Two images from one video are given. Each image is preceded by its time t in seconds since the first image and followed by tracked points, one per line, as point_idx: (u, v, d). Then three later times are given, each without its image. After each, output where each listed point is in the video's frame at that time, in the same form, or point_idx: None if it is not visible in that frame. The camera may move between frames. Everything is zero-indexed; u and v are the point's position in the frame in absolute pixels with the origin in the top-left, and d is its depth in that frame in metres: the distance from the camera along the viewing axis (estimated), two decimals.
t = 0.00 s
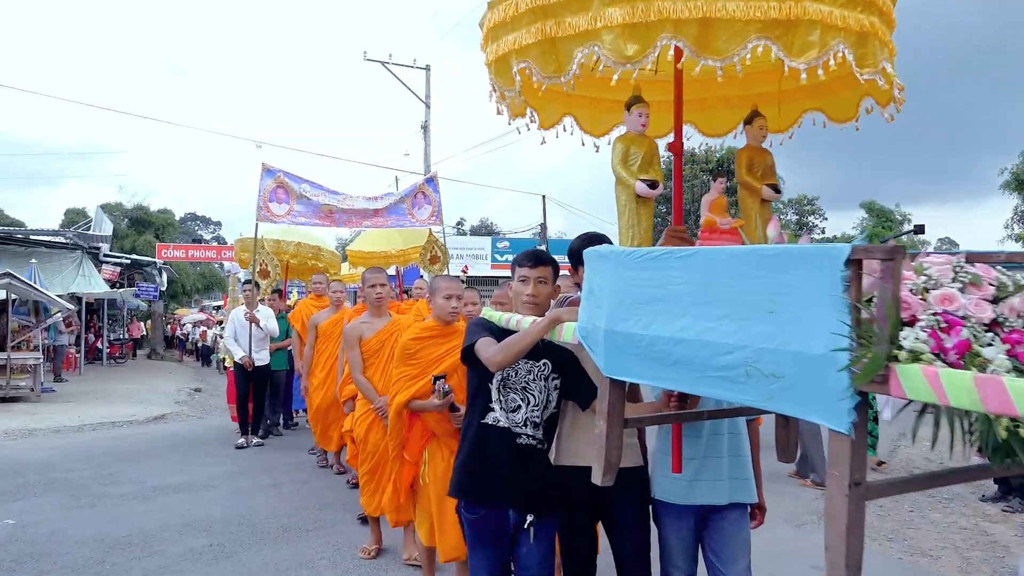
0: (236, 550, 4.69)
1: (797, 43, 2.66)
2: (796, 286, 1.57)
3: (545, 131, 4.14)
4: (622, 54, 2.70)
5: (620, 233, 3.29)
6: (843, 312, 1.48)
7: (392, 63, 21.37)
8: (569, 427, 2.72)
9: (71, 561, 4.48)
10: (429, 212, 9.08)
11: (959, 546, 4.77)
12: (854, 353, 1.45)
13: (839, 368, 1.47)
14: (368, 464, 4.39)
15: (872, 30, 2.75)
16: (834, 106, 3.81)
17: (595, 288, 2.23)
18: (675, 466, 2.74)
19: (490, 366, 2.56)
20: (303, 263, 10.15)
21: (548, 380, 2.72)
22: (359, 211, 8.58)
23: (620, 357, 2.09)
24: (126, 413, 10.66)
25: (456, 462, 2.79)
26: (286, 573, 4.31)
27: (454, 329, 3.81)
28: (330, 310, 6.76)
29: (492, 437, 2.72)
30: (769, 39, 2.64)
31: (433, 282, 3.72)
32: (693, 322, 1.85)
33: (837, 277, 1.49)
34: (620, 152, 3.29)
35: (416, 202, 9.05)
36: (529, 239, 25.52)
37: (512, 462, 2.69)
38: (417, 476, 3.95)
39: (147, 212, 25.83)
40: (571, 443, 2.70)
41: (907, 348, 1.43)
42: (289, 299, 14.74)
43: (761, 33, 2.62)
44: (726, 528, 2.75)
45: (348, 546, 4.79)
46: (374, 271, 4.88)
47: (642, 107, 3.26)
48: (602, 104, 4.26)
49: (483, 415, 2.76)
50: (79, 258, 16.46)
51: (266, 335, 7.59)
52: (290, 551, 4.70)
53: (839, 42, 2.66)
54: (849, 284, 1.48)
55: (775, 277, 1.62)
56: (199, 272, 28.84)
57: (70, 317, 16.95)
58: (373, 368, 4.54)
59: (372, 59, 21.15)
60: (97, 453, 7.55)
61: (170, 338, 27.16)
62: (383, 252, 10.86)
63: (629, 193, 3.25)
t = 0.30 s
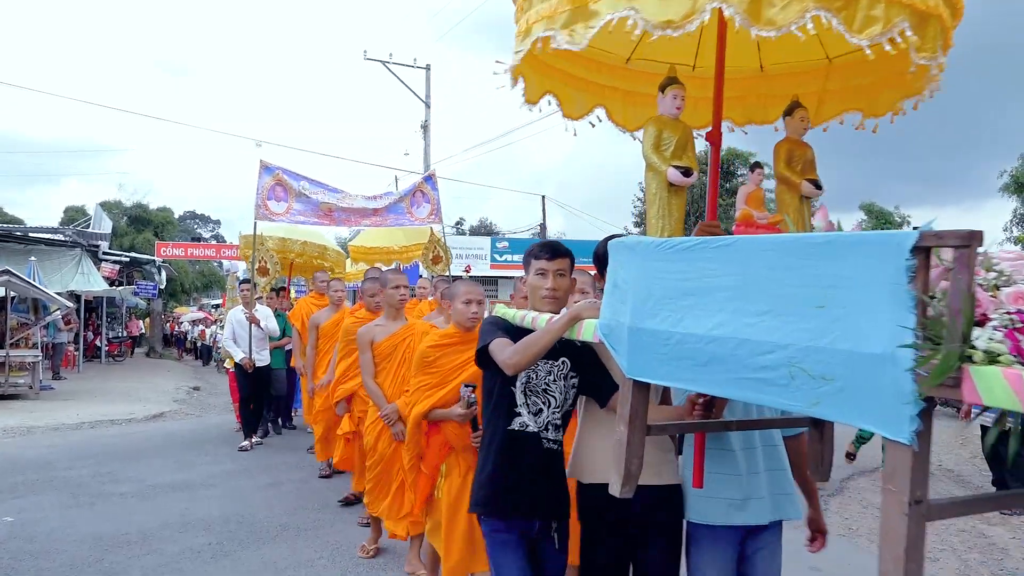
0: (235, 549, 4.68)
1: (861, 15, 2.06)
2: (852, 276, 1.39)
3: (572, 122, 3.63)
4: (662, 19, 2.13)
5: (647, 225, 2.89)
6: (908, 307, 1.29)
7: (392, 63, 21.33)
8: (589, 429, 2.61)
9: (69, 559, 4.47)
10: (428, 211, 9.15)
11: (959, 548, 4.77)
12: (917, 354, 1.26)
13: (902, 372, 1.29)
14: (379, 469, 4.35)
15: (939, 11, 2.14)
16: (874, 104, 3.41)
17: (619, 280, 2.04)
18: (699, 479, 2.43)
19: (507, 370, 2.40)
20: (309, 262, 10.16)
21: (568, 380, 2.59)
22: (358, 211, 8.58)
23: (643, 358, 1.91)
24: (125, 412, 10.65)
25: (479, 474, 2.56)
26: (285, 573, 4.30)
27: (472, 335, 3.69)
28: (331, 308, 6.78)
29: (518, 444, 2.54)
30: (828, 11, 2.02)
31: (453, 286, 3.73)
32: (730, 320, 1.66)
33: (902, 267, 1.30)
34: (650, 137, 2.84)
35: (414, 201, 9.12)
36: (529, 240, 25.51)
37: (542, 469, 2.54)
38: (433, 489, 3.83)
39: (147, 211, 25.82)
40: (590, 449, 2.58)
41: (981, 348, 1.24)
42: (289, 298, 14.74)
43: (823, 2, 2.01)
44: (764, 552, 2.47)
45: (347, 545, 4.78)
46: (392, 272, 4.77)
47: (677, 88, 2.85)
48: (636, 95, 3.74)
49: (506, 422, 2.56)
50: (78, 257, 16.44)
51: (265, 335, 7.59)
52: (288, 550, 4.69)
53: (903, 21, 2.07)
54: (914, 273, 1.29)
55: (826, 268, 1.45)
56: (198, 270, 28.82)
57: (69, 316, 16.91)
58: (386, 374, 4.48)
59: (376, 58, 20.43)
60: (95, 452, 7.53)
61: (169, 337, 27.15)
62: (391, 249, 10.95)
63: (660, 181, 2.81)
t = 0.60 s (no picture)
0: (235, 548, 4.68)
1: None
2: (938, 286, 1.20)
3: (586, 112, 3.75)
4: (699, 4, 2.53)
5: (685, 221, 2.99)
6: (1008, 321, 1.10)
7: (392, 63, 21.27)
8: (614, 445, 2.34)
9: (69, 558, 4.47)
10: (433, 210, 9.23)
11: (957, 549, 4.79)
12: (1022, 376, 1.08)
13: (1001, 394, 1.10)
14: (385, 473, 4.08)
15: None
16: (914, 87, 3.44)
17: (646, 286, 1.78)
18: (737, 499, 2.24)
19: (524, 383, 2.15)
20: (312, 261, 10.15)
21: (586, 394, 2.35)
22: (362, 209, 8.57)
23: (676, 372, 1.66)
24: (124, 410, 10.65)
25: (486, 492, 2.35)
26: (284, 573, 4.29)
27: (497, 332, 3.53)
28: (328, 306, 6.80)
29: (530, 461, 2.32)
30: None
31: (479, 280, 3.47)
32: (784, 331, 1.45)
33: (997, 274, 1.12)
34: (682, 128, 2.93)
35: (419, 200, 9.14)
36: (529, 240, 25.54)
37: (556, 488, 2.33)
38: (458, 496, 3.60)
39: (146, 209, 25.83)
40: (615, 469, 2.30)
41: None
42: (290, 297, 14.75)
43: None
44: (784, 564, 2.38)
45: (347, 546, 4.78)
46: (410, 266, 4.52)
47: (707, 76, 2.93)
48: (648, 83, 3.84)
49: (518, 436, 2.34)
50: (77, 255, 16.42)
51: (266, 330, 7.58)
52: (287, 550, 4.69)
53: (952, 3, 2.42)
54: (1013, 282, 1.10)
55: (904, 275, 1.26)
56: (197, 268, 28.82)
57: (68, 314, 16.92)
58: (401, 372, 4.31)
59: (375, 57, 20.64)
60: (95, 450, 7.53)
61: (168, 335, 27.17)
62: (397, 246, 10.97)
63: (694, 176, 2.92)
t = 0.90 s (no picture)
0: (233, 548, 4.68)
1: None
2: None
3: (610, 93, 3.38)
4: None
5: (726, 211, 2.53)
6: None
7: (391, 63, 21.24)
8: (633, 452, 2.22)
9: (67, 557, 4.46)
10: (442, 207, 9.21)
11: (956, 551, 4.79)
12: None
13: None
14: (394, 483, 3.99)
15: None
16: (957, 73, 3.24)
17: (689, 280, 1.54)
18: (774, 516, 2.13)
19: (546, 387, 1.99)
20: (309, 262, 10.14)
21: (601, 401, 2.20)
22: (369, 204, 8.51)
23: (725, 377, 1.43)
24: (122, 409, 10.64)
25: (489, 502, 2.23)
26: (283, 573, 4.29)
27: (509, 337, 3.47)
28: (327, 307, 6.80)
29: (536, 471, 2.19)
30: None
31: (490, 283, 3.43)
32: (854, 330, 1.21)
33: None
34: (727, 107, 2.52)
35: (428, 196, 9.11)
36: (528, 240, 25.55)
37: (561, 503, 2.19)
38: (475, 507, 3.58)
39: (144, 208, 25.84)
40: (632, 478, 2.19)
41: None
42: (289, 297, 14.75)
43: None
44: None
45: (345, 545, 4.77)
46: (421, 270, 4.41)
47: (758, 48, 2.53)
48: (676, 65, 3.54)
49: (524, 446, 2.21)
50: (75, 254, 16.39)
51: (265, 330, 7.56)
52: (286, 549, 4.69)
53: None
54: None
55: (1014, 264, 1.03)
56: (195, 268, 28.78)
57: (66, 312, 16.92)
58: (408, 381, 4.19)
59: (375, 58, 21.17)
60: (93, 449, 7.52)
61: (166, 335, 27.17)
62: (403, 246, 10.88)
63: (740, 160, 2.47)
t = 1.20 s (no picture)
0: (232, 547, 4.68)
1: None
2: None
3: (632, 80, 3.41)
4: None
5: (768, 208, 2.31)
6: None
7: (391, 64, 20.70)
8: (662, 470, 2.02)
9: (66, 556, 4.46)
10: (444, 207, 9.17)
11: (954, 552, 4.79)
12: None
13: None
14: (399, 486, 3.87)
15: None
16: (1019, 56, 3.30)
17: (732, 285, 1.40)
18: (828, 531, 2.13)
19: (574, 403, 1.81)
20: (308, 262, 10.12)
21: (631, 418, 1.96)
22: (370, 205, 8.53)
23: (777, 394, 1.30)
24: (121, 409, 10.64)
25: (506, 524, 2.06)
26: (281, 572, 4.29)
27: (521, 339, 3.34)
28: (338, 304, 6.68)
29: (556, 493, 1.99)
30: None
31: (499, 282, 3.40)
32: (936, 342, 1.09)
33: None
34: (774, 93, 2.29)
35: (430, 196, 9.07)
36: (526, 241, 25.56)
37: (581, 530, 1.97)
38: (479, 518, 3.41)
39: (144, 208, 25.85)
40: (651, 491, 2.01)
41: None
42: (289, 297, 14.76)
43: None
44: None
45: (344, 545, 4.77)
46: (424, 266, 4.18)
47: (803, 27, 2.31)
48: (700, 53, 3.65)
49: (544, 464, 2.02)
50: (75, 254, 16.38)
51: (271, 330, 7.51)
52: (285, 549, 4.68)
53: None
54: None
55: None
56: (194, 268, 28.79)
57: (66, 312, 16.93)
58: (416, 381, 4.07)
59: (375, 58, 20.57)
60: (92, 449, 7.52)
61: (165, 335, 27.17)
62: (399, 245, 10.71)
63: (787, 151, 2.24)
